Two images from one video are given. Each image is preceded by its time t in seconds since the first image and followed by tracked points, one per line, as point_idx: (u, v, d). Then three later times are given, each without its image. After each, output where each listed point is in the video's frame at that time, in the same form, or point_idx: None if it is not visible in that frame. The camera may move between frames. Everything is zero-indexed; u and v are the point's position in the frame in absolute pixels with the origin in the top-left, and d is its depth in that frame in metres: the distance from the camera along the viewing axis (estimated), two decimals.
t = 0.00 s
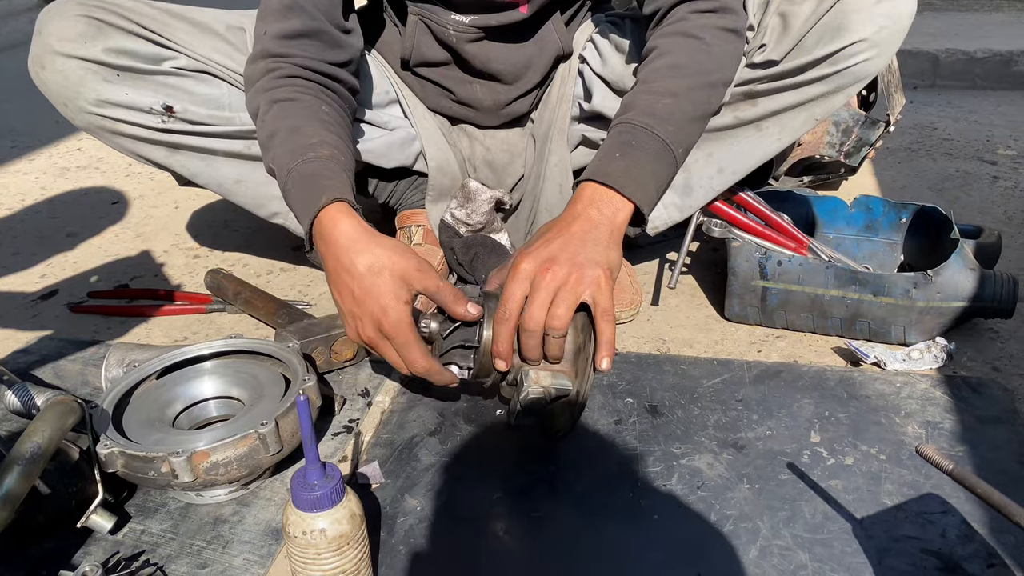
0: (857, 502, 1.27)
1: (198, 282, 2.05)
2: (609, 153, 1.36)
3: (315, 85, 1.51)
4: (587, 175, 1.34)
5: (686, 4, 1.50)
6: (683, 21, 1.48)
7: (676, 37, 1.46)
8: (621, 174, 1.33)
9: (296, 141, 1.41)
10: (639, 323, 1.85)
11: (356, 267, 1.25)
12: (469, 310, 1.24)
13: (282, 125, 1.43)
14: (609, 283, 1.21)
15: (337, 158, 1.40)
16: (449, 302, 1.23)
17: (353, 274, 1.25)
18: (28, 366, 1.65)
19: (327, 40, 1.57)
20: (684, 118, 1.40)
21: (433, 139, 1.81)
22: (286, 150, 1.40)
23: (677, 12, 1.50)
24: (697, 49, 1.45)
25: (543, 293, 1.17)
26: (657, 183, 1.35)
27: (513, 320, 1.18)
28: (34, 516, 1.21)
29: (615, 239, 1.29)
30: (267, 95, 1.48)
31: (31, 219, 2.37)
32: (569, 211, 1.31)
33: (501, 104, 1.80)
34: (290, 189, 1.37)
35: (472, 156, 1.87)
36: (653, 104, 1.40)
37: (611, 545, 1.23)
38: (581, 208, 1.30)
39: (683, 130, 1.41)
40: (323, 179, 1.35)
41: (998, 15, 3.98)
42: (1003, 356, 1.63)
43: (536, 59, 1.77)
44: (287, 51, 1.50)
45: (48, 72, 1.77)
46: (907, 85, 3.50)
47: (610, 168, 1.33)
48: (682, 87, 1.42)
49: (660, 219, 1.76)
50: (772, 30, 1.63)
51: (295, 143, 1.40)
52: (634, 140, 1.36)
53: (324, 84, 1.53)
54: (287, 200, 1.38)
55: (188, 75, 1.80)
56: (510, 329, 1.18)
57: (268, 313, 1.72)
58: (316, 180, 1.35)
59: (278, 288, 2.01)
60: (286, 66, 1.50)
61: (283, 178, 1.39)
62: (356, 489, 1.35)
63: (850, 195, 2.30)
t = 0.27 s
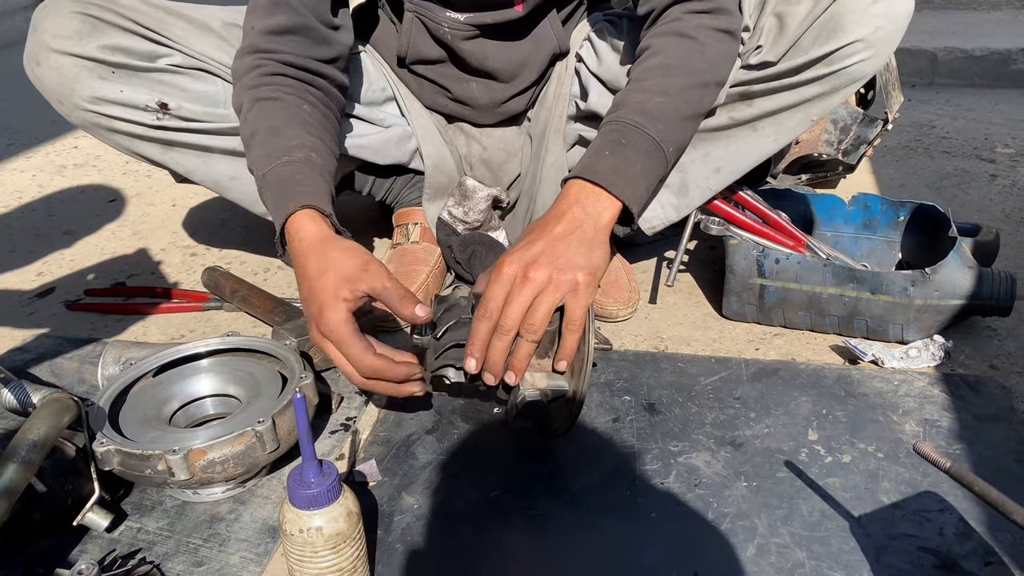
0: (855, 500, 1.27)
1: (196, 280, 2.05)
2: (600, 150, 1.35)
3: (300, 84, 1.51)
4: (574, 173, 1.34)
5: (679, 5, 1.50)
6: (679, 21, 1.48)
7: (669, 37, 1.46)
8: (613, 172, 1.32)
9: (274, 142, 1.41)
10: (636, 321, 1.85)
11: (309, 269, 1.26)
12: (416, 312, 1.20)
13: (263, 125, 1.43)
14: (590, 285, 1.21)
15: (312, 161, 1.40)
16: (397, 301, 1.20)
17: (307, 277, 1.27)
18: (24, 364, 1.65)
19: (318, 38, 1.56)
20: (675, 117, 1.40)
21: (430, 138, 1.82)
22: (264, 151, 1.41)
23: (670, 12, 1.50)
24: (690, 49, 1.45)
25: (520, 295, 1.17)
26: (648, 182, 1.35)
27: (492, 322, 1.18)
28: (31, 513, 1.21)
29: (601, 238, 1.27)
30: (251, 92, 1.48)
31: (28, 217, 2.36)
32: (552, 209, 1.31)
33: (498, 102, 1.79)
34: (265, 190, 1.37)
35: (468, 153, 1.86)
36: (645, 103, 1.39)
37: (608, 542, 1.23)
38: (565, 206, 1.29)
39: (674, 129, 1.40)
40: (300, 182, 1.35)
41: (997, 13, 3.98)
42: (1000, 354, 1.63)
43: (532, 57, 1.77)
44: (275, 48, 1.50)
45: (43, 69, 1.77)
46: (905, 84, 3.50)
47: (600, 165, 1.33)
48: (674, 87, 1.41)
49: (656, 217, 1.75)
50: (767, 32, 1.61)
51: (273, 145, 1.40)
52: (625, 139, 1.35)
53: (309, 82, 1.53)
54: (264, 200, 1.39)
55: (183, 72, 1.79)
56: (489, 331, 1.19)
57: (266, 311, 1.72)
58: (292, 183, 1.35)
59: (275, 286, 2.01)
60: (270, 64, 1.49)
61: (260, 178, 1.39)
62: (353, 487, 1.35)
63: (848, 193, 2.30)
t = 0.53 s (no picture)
0: (853, 499, 1.27)
1: (193, 279, 2.04)
2: (596, 149, 1.35)
3: (289, 81, 1.49)
4: (572, 172, 1.33)
5: (674, 3, 1.50)
6: (676, 19, 1.48)
7: (666, 35, 1.46)
8: (610, 171, 1.32)
9: (267, 141, 1.39)
10: (634, 320, 1.85)
11: (328, 280, 1.23)
12: (445, 317, 1.24)
13: (254, 123, 1.41)
14: (591, 282, 1.21)
15: (307, 161, 1.38)
16: (426, 305, 1.23)
17: (325, 287, 1.24)
18: (22, 364, 1.64)
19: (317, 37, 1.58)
20: (672, 116, 1.40)
21: (428, 138, 1.82)
22: (257, 150, 1.38)
23: (666, 11, 1.50)
24: (686, 47, 1.44)
25: (522, 293, 1.17)
26: (645, 181, 1.35)
27: (496, 322, 1.19)
28: (28, 513, 1.21)
29: (600, 235, 1.27)
30: (242, 90, 1.45)
31: (25, 216, 2.36)
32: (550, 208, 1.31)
33: (495, 101, 1.79)
34: (260, 191, 1.35)
35: (467, 153, 1.86)
36: (641, 102, 1.39)
37: (605, 541, 1.23)
38: (564, 205, 1.29)
39: (671, 128, 1.40)
40: (293, 182, 1.33)
41: (995, 12, 3.98)
42: (998, 353, 1.64)
43: (530, 56, 1.76)
44: (267, 43, 1.48)
45: (40, 68, 1.76)
46: (903, 83, 3.50)
47: (596, 164, 1.32)
48: (671, 85, 1.41)
49: (655, 216, 1.76)
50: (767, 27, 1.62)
51: (267, 145, 1.38)
52: (622, 137, 1.35)
53: (299, 79, 1.51)
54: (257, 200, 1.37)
55: (181, 72, 1.79)
56: (494, 330, 1.20)
57: (263, 310, 1.72)
58: (287, 183, 1.33)
59: (273, 285, 2.00)
60: (262, 60, 1.47)
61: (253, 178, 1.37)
62: (350, 486, 1.35)
63: (846, 192, 2.30)
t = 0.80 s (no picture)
0: (851, 498, 1.27)
1: (191, 279, 2.04)
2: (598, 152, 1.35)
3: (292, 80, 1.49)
4: (576, 172, 1.33)
5: (674, 4, 1.50)
6: (676, 20, 1.48)
7: (667, 35, 1.46)
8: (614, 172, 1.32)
9: (261, 135, 1.39)
10: (633, 320, 1.85)
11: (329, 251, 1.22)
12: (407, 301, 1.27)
13: (253, 120, 1.42)
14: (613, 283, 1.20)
15: (300, 152, 1.39)
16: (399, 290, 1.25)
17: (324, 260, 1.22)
18: (19, 363, 1.64)
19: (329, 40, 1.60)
20: (675, 118, 1.40)
21: (427, 138, 1.82)
22: (254, 141, 1.39)
23: (666, 11, 1.50)
24: (687, 48, 1.44)
25: (547, 301, 1.16)
26: (648, 182, 1.35)
27: (522, 332, 1.18)
28: (25, 512, 1.21)
29: (611, 235, 1.27)
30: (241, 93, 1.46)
31: (23, 216, 2.35)
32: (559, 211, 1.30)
33: (495, 101, 1.78)
34: (252, 181, 1.36)
35: (465, 153, 1.87)
36: (645, 103, 1.39)
37: (603, 541, 1.23)
38: (572, 206, 1.28)
39: (674, 130, 1.40)
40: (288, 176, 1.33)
41: (993, 13, 3.98)
42: (996, 353, 1.64)
43: (529, 57, 1.76)
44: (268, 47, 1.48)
45: (38, 69, 1.77)
46: (901, 82, 3.51)
47: (601, 166, 1.32)
48: (673, 86, 1.41)
49: (654, 216, 1.76)
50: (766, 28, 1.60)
51: (260, 137, 1.39)
52: (627, 139, 1.35)
53: (302, 79, 1.51)
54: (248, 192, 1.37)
55: (178, 73, 1.78)
56: (515, 340, 1.19)
57: (262, 310, 1.72)
58: (275, 174, 1.33)
59: (271, 285, 2.00)
60: (263, 63, 1.48)
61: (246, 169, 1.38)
62: (348, 486, 1.35)
63: (844, 192, 2.30)
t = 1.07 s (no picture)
0: (850, 497, 1.28)
1: (191, 278, 2.04)
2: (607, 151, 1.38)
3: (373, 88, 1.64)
4: (602, 172, 1.36)
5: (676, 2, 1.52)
6: (677, 19, 1.49)
7: (668, 35, 1.49)
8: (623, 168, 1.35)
9: (372, 153, 1.54)
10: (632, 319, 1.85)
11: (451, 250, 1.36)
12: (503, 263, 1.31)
13: (354, 136, 1.56)
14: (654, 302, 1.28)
15: (406, 167, 1.52)
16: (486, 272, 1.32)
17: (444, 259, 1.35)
18: (19, 362, 1.64)
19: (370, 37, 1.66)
20: (689, 121, 1.44)
21: (424, 136, 1.81)
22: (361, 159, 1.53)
23: (665, 9, 1.52)
24: (692, 51, 1.47)
25: (633, 326, 1.21)
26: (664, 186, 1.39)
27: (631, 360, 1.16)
28: (24, 512, 1.21)
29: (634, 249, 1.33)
30: (334, 107, 1.60)
31: (23, 215, 2.35)
32: (604, 226, 1.29)
33: (493, 100, 1.78)
34: (371, 202, 1.49)
35: (462, 151, 1.87)
36: (660, 103, 1.42)
37: (603, 540, 1.23)
38: (612, 221, 1.30)
39: (689, 134, 1.44)
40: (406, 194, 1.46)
41: (992, 12, 3.98)
42: (995, 352, 1.64)
43: (528, 55, 1.77)
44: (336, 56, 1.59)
45: (38, 65, 1.77)
46: (901, 82, 3.51)
47: (625, 164, 1.35)
48: (685, 87, 1.44)
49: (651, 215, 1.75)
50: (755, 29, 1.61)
51: (371, 156, 1.53)
52: (646, 138, 1.38)
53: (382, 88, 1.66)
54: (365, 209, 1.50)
55: (178, 69, 1.79)
56: (624, 361, 1.14)
57: (261, 309, 1.72)
58: (398, 194, 1.46)
59: (271, 284, 2.01)
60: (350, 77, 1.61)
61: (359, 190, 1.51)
62: (347, 484, 1.35)
63: (843, 191, 2.31)
